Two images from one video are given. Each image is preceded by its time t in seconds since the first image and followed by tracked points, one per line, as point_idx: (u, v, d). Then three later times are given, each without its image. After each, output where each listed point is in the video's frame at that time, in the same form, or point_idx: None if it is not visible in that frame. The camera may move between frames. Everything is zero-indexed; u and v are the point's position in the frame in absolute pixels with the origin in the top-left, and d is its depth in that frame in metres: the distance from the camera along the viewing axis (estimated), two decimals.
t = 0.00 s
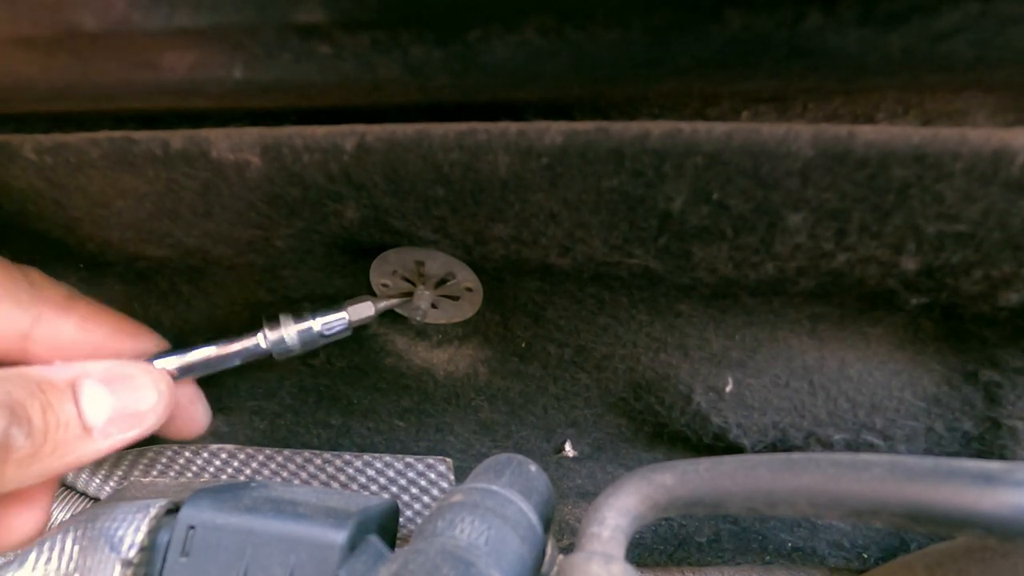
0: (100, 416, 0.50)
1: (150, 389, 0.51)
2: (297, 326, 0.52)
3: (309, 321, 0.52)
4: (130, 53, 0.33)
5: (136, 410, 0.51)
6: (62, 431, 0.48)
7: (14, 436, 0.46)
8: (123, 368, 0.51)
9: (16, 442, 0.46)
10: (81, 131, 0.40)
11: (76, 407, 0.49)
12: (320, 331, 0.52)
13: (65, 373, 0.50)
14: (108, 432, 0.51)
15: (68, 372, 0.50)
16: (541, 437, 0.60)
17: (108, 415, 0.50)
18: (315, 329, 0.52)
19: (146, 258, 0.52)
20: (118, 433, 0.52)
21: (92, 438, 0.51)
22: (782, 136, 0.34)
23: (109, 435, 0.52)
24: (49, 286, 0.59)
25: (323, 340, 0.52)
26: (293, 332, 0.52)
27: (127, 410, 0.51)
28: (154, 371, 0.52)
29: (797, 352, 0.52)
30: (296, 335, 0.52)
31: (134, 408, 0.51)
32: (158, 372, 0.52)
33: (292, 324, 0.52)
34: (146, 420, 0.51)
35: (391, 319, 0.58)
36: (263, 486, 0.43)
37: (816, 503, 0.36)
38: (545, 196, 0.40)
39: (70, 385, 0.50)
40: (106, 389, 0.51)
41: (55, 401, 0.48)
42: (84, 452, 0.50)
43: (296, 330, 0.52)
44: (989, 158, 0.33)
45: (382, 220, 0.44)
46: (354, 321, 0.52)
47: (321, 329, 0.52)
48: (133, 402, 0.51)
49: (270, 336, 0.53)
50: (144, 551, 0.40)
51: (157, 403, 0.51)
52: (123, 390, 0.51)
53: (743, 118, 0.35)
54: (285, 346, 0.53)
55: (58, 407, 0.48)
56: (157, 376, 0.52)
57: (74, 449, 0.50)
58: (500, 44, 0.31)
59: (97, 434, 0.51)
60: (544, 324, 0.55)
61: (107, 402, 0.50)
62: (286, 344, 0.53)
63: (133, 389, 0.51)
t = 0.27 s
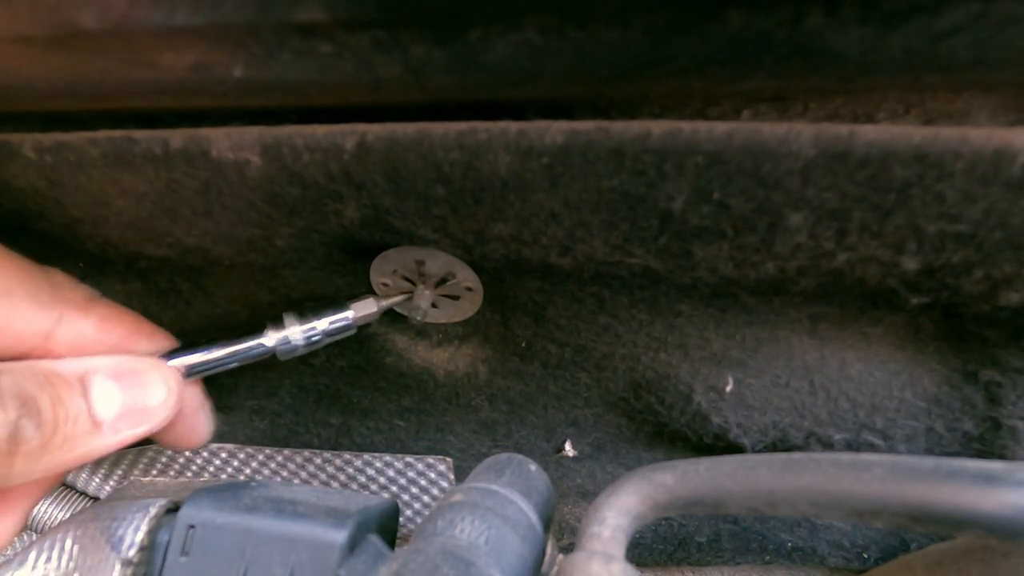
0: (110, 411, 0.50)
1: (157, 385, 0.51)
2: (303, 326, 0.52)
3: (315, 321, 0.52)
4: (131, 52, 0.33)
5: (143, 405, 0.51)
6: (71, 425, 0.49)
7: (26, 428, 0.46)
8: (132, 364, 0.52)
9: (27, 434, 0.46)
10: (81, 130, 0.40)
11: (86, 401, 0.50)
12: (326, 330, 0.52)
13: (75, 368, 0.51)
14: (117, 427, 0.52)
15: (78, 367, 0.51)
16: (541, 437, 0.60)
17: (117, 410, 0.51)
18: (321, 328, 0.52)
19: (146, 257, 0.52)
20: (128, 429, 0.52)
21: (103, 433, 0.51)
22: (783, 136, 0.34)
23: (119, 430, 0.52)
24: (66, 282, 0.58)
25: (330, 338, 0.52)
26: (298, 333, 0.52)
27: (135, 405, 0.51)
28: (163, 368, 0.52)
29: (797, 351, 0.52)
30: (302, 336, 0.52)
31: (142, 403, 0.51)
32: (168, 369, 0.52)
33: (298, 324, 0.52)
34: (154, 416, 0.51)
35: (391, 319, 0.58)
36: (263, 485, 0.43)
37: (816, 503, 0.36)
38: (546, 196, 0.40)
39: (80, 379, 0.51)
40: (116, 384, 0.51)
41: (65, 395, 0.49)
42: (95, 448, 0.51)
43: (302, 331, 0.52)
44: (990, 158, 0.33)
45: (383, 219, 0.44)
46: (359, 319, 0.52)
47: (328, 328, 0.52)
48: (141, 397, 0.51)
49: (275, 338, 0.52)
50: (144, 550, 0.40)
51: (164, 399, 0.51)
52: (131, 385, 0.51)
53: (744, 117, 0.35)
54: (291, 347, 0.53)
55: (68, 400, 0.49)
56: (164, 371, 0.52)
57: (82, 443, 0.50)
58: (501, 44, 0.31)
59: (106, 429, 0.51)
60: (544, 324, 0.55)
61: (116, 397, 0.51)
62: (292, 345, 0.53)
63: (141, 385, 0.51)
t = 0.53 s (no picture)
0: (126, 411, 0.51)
1: (169, 387, 0.51)
2: (315, 327, 0.52)
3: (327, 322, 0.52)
4: (137, 54, 0.33)
5: (157, 407, 0.51)
6: (87, 425, 0.49)
7: (44, 425, 0.47)
8: (147, 364, 0.51)
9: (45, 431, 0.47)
10: (85, 132, 0.40)
11: (103, 401, 0.50)
12: (337, 331, 0.52)
13: (95, 366, 0.52)
14: (131, 428, 0.52)
15: (96, 366, 0.52)
16: (542, 438, 0.60)
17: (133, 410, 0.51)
18: (332, 328, 0.52)
19: (149, 258, 0.52)
20: (143, 429, 0.52)
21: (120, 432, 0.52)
22: (784, 139, 0.34)
23: (134, 430, 0.52)
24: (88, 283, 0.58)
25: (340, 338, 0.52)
26: (311, 333, 0.52)
27: (151, 405, 0.51)
28: (180, 369, 0.51)
29: (798, 354, 0.52)
30: (315, 336, 0.52)
31: (157, 404, 0.51)
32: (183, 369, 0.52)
33: (309, 324, 0.52)
34: (168, 417, 0.51)
35: (392, 321, 0.58)
36: (265, 486, 0.43)
37: (817, 505, 0.36)
38: (548, 198, 0.40)
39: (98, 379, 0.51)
40: (132, 385, 0.51)
41: (83, 394, 0.50)
42: (112, 446, 0.51)
43: (313, 331, 0.52)
44: (990, 162, 0.34)
45: (385, 221, 0.44)
46: (370, 319, 0.52)
47: (339, 329, 0.52)
48: (156, 399, 0.51)
49: (286, 337, 0.52)
50: (146, 550, 0.40)
51: (178, 401, 0.51)
52: (147, 385, 0.51)
53: (745, 120, 0.35)
54: (303, 347, 0.53)
55: (85, 400, 0.49)
56: (179, 373, 0.51)
57: (97, 443, 0.50)
58: (504, 46, 0.31)
59: (121, 429, 0.52)
60: (545, 326, 0.56)
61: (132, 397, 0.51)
62: (304, 346, 0.52)
63: (157, 385, 0.51)
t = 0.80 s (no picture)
0: (118, 413, 0.50)
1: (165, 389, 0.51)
2: (316, 325, 0.52)
3: (329, 320, 0.52)
4: (145, 55, 0.34)
5: (151, 409, 0.50)
6: (78, 428, 0.48)
7: (32, 434, 0.45)
8: (140, 366, 0.50)
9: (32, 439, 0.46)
10: (92, 132, 0.41)
11: (93, 403, 0.49)
12: (339, 329, 0.52)
13: (85, 365, 0.49)
14: (122, 429, 0.51)
15: (88, 364, 0.49)
16: (544, 439, 0.60)
17: (125, 413, 0.50)
18: (333, 327, 0.51)
19: (153, 258, 0.53)
20: (132, 431, 0.51)
21: (107, 434, 0.50)
22: (787, 142, 0.35)
23: (124, 432, 0.51)
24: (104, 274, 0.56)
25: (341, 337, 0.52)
26: (312, 331, 0.52)
27: (145, 408, 0.50)
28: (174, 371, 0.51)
29: (800, 356, 0.52)
30: (316, 335, 0.52)
31: (151, 407, 0.50)
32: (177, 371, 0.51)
33: (310, 322, 0.52)
34: (160, 419, 0.51)
35: (395, 321, 0.58)
36: (268, 485, 0.44)
37: (818, 506, 0.36)
38: (552, 200, 0.40)
39: (88, 381, 0.49)
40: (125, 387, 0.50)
41: (74, 398, 0.48)
42: (99, 448, 0.50)
43: (314, 329, 0.52)
44: (992, 166, 0.34)
45: (389, 222, 0.44)
46: (371, 319, 0.52)
47: (341, 327, 0.51)
48: (148, 402, 0.50)
49: (288, 335, 0.52)
50: (149, 549, 0.41)
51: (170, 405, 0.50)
52: (140, 387, 0.50)
53: (748, 123, 0.36)
54: (304, 345, 0.52)
55: (76, 403, 0.48)
56: (174, 376, 0.51)
57: (87, 445, 0.49)
58: (510, 49, 0.31)
59: (112, 430, 0.50)
60: (547, 327, 0.56)
61: (124, 400, 0.50)
62: (305, 344, 0.52)
63: (150, 389, 0.50)
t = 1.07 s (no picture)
0: (94, 415, 0.50)
1: (144, 389, 0.52)
2: (291, 330, 0.53)
3: (305, 325, 0.52)
4: (148, 56, 0.34)
5: (127, 410, 0.51)
6: (56, 430, 0.47)
7: (7, 433, 0.44)
8: (117, 368, 0.51)
9: (8, 439, 0.44)
10: (96, 133, 0.41)
11: (69, 406, 0.48)
12: (313, 334, 0.52)
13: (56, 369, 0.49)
14: (96, 433, 0.50)
15: (59, 369, 0.49)
16: (544, 440, 0.60)
17: (101, 415, 0.50)
18: (308, 333, 0.52)
19: (155, 258, 0.53)
20: (106, 435, 0.51)
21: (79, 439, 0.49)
22: (789, 144, 0.35)
23: (97, 436, 0.51)
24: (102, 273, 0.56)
25: (316, 343, 0.53)
26: (287, 335, 0.53)
27: (121, 410, 0.51)
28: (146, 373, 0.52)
29: (800, 358, 0.52)
30: (290, 339, 0.52)
31: (128, 408, 0.51)
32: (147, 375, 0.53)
33: (287, 327, 0.53)
34: (136, 420, 0.51)
35: (396, 322, 0.58)
36: (269, 485, 0.44)
37: (819, 508, 0.36)
38: (553, 201, 0.40)
39: (64, 384, 0.48)
40: (99, 390, 0.50)
41: (50, 400, 0.47)
42: (71, 453, 0.49)
43: (290, 334, 0.53)
44: (994, 169, 0.34)
45: (391, 223, 0.44)
46: (348, 329, 0.52)
47: (315, 333, 0.52)
48: (125, 403, 0.51)
49: (262, 338, 0.53)
50: (150, 548, 0.41)
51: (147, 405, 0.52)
52: (117, 389, 0.51)
53: (750, 125, 0.36)
54: (277, 348, 0.53)
55: (53, 405, 0.47)
56: (149, 377, 0.52)
57: (62, 448, 0.48)
58: (513, 51, 0.31)
59: (86, 434, 0.50)
60: (548, 328, 0.56)
61: (101, 400, 0.50)
62: (278, 347, 0.53)
63: (125, 390, 0.51)
